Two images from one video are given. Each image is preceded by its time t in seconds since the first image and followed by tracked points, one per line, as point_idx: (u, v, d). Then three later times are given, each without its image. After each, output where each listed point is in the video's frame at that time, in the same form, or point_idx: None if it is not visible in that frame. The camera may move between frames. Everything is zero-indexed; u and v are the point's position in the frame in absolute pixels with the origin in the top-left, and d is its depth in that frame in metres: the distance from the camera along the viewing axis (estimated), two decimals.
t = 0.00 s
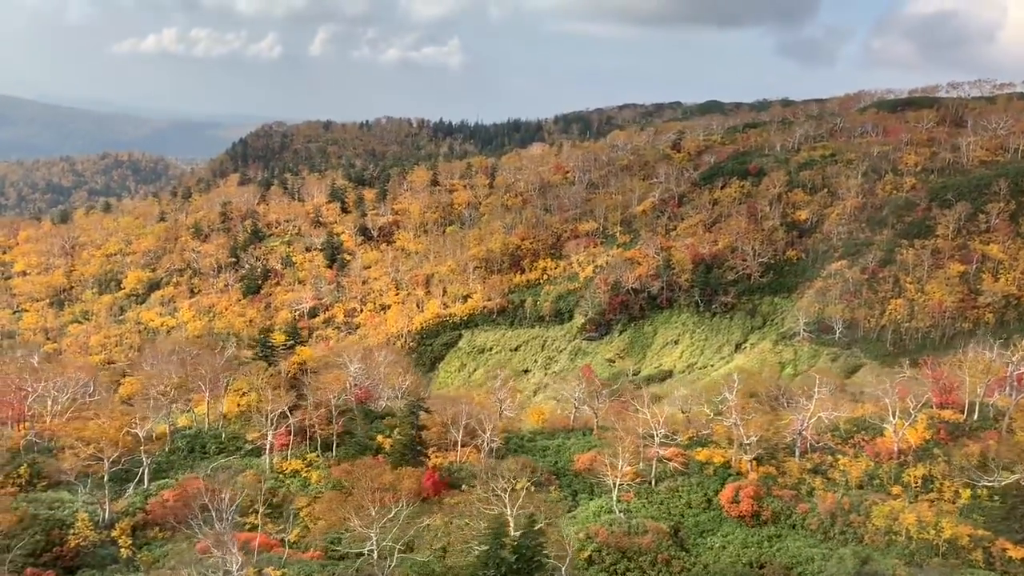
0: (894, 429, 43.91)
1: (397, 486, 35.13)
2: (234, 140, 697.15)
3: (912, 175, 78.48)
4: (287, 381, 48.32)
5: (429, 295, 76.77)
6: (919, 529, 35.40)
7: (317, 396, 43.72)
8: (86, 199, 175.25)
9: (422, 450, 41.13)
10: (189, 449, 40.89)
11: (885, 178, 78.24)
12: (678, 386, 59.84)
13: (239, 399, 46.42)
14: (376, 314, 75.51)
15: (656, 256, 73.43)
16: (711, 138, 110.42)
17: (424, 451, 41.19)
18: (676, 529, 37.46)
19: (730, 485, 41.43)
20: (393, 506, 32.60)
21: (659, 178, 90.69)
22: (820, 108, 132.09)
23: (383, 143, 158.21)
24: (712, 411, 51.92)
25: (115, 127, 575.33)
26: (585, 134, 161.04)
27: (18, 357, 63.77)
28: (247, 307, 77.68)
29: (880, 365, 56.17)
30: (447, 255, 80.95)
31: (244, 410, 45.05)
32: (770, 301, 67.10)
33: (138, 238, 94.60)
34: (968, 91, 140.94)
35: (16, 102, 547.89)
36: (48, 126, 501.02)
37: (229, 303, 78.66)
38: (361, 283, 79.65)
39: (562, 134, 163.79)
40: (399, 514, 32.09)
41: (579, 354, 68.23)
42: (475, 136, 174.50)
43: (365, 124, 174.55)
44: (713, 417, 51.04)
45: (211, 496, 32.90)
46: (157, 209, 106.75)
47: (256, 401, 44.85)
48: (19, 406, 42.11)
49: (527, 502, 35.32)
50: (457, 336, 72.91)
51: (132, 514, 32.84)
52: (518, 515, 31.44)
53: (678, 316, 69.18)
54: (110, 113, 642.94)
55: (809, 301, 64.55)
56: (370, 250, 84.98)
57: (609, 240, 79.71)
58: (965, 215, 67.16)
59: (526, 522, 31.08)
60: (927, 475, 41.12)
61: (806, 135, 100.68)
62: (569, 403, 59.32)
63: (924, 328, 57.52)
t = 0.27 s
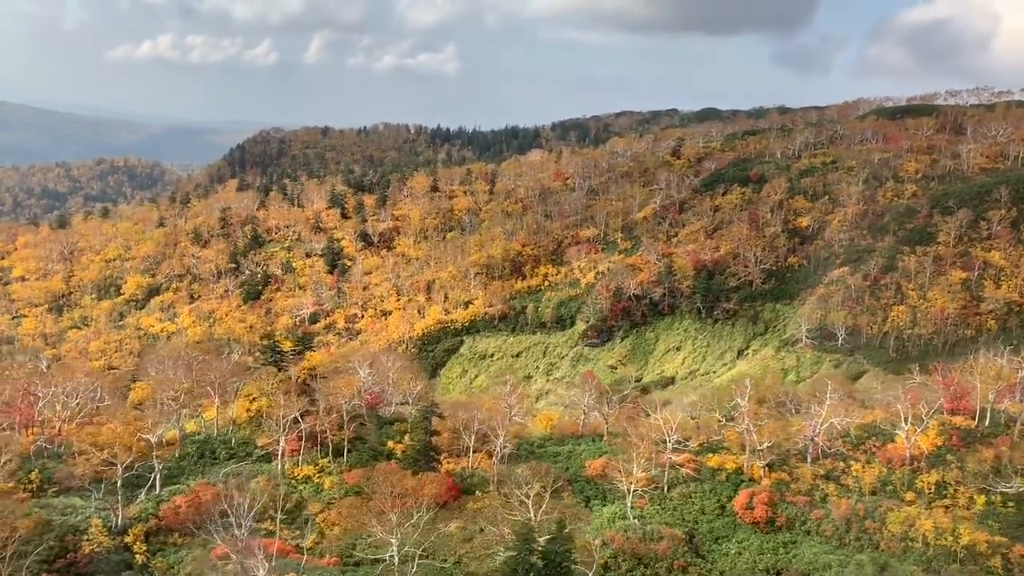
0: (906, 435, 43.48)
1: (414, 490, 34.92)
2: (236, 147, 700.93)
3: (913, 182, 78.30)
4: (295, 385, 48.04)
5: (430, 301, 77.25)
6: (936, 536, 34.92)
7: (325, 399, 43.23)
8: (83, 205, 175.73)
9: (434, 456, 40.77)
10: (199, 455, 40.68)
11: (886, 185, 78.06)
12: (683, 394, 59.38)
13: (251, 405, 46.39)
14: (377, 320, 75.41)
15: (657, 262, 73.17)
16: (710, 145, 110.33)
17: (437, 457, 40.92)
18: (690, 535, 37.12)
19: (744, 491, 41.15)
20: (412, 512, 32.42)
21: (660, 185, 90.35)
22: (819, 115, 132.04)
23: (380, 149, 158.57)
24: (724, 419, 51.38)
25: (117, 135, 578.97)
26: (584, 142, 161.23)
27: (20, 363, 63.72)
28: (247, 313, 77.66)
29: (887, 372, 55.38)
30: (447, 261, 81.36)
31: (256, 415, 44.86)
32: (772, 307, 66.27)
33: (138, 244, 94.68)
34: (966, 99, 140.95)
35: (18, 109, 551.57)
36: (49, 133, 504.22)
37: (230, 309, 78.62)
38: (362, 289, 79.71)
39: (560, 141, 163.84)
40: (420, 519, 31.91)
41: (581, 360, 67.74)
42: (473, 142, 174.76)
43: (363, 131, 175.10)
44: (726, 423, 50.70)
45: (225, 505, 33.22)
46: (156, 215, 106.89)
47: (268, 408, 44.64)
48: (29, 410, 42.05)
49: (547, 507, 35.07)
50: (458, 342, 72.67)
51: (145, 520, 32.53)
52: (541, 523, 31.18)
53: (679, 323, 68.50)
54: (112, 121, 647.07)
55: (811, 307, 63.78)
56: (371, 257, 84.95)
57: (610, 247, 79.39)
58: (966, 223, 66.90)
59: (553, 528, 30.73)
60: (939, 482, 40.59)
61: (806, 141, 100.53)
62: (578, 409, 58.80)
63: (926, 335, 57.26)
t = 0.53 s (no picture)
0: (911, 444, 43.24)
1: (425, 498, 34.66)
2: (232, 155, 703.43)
3: (907, 193, 78.48)
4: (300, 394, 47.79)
5: (425, 308, 76.98)
6: (945, 543, 34.63)
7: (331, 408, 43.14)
8: (73, 212, 175.89)
9: (442, 465, 40.51)
10: (203, 462, 40.39)
11: (880, 196, 78.24)
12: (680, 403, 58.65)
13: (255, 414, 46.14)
14: (372, 328, 75.18)
15: (653, 271, 73.18)
16: (704, 155, 110.58)
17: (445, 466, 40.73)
18: (699, 544, 36.98)
19: (751, 499, 40.97)
20: (428, 520, 32.30)
21: (655, 195, 90.12)
22: (812, 126, 132.36)
23: (373, 158, 158.98)
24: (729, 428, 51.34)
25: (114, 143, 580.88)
26: (578, 151, 161.46)
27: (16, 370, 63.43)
28: (241, 321, 77.51)
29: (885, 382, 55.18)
30: (443, 268, 81.12)
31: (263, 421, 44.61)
32: (767, 316, 66.51)
33: (131, 251, 94.53)
34: (957, 110, 141.58)
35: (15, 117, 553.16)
36: (46, 142, 505.84)
37: (224, 316, 78.41)
38: (357, 297, 79.59)
39: (554, 151, 164.02)
40: (435, 528, 31.76)
41: (577, 369, 67.67)
42: (466, 151, 174.96)
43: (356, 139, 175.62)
44: (732, 432, 50.68)
45: (234, 514, 33.07)
46: (150, 222, 106.80)
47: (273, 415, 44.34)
48: (30, 418, 42.03)
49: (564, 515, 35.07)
50: (454, 351, 72.55)
51: (151, 528, 32.18)
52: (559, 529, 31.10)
53: (676, 332, 68.62)
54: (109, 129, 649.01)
55: (807, 316, 63.88)
56: (365, 264, 84.80)
57: (606, 255, 79.14)
58: (960, 233, 66.75)
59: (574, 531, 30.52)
60: (947, 490, 40.31)
61: (800, 152, 100.83)
62: (582, 417, 58.37)
63: (921, 345, 57.27)
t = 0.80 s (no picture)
0: (909, 454, 43.19)
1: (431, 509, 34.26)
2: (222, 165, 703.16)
3: (894, 206, 79.26)
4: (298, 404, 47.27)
5: (416, 318, 76.69)
6: (948, 553, 34.55)
7: (330, 416, 42.88)
8: (55, 220, 174.57)
9: (443, 475, 40.60)
10: (201, 472, 40.01)
11: (868, 209, 78.96)
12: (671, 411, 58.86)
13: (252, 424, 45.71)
14: (362, 337, 74.68)
15: (643, 281, 73.10)
16: (692, 167, 111.12)
17: (446, 476, 40.53)
18: (701, 554, 37.01)
19: (753, 510, 40.76)
20: (438, 529, 32.24)
21: (644, 207, 90.37)
22: (798, 139, 133.39)
23: (360, 168, 159.12)
24: (727, 436, 51.47)
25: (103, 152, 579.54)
26: (566, 163, 162.06)
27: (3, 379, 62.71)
28: (229, 330, 77.15)
29: (875, 394, 55.33)
30: (433, 278, 81.34)
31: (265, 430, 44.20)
32: (756, 326, 66.32)
33: (117, 259, 93.94)
34: (941, 125, 143.47)
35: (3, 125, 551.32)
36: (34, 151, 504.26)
37: (212, 325, 78.07)
38: (346, 306, 79.39)
39: (541, 162, 164.73)
40: (446, 538, 31.46)
41: (568, 379, 67.28)
42: (453, 161, 175.28)
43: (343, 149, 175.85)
44: (731, 442, 50.55)
45: (234, 525, 32.69)
46: (136, 231, 106.21)
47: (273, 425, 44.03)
48: (24, 427, 41.75)
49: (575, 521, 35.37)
50: (443, 361, 71.98)
51: (151, 538, 31.74)
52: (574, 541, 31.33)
53: (666, 342, 68.32)
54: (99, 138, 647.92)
55: (797, 328, 63.66)
56: (354, 273, 84.63)
57: (596, 266, 79.00)
58: (948, 246, 67.90)
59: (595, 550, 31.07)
60: (948, 499, 40.33)
61: (788, 165, 101.64)
62: (577, 426, 57.78)
63: (910, 357, 57.66)
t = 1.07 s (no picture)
0: (901, 461, 43.26)
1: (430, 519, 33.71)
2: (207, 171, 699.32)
3: (875, 215, 80.12)
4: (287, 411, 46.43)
5: (399, 326, 76.04)
6: (942, 559, 34.58)
7: (325, 423, 42.64)
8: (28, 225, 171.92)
9: (438, 483, 40.51)
10: (191, 480, 39.51)
11: (849, 218, 79.72)
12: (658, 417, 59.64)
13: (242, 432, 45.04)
14: (345, 345, 74.46)
15: (627, 289, 73.33)
16: (674, 176, 111.55)
17: (442, 483, 40.47)
18: (698, 561, 37.02)
19: (747, 517, 40.75)
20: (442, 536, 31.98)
21: (627, 215, 90.40)
22: (778, 148, 134.20)
23: (340, 175, 158.83)
24: (719, 442, 51.64)
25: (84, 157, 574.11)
26: (549, 171, 162.16)
27: None
28: (211, 337, 76.83)
29: (859, 403, 55.92)
30: (416, 284, 80.22)
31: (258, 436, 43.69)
32: (740, 334, 66.72)
33: (95, 265, 92.90)
34: (918, 136, 145.32)
35: None
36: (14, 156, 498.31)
37: (192, 332, 77.78)
38: (329, 313, 78.96)
39: (522, 170, 164.96)
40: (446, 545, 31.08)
41: (552, 387, 67.48)
42: (434, 168, 175.09)
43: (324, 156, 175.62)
44: (724, 448, 50.61)
45: (229, 534, 32.30)
46: (115, 236, 105.02)
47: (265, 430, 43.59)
48: (10, 435, 41.78)
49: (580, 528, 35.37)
50: (426, 369, 71.49)
51: (144, 547, 31.25)
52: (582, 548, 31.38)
53: (650, 350, 68.70)
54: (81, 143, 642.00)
55: (780, 335, 64.25)
56: (337, 280, 84.29)
57: (580, 274, 78.94)
58: (928, 255, 68.85)
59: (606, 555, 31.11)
60: (947, 505, 40.43)
61: (768, 175, 102.33)
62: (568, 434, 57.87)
63: (893, 364, 58.31)
